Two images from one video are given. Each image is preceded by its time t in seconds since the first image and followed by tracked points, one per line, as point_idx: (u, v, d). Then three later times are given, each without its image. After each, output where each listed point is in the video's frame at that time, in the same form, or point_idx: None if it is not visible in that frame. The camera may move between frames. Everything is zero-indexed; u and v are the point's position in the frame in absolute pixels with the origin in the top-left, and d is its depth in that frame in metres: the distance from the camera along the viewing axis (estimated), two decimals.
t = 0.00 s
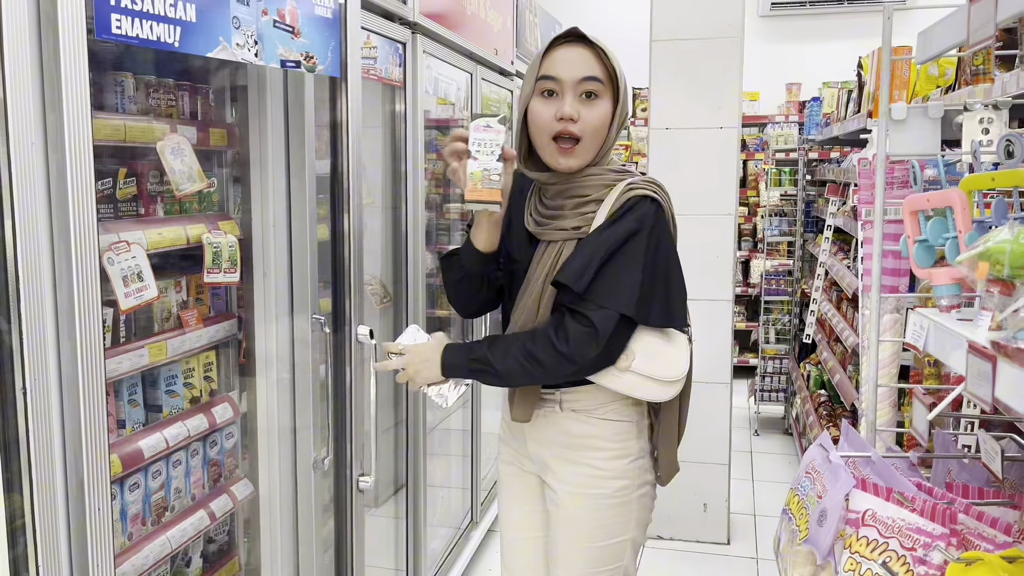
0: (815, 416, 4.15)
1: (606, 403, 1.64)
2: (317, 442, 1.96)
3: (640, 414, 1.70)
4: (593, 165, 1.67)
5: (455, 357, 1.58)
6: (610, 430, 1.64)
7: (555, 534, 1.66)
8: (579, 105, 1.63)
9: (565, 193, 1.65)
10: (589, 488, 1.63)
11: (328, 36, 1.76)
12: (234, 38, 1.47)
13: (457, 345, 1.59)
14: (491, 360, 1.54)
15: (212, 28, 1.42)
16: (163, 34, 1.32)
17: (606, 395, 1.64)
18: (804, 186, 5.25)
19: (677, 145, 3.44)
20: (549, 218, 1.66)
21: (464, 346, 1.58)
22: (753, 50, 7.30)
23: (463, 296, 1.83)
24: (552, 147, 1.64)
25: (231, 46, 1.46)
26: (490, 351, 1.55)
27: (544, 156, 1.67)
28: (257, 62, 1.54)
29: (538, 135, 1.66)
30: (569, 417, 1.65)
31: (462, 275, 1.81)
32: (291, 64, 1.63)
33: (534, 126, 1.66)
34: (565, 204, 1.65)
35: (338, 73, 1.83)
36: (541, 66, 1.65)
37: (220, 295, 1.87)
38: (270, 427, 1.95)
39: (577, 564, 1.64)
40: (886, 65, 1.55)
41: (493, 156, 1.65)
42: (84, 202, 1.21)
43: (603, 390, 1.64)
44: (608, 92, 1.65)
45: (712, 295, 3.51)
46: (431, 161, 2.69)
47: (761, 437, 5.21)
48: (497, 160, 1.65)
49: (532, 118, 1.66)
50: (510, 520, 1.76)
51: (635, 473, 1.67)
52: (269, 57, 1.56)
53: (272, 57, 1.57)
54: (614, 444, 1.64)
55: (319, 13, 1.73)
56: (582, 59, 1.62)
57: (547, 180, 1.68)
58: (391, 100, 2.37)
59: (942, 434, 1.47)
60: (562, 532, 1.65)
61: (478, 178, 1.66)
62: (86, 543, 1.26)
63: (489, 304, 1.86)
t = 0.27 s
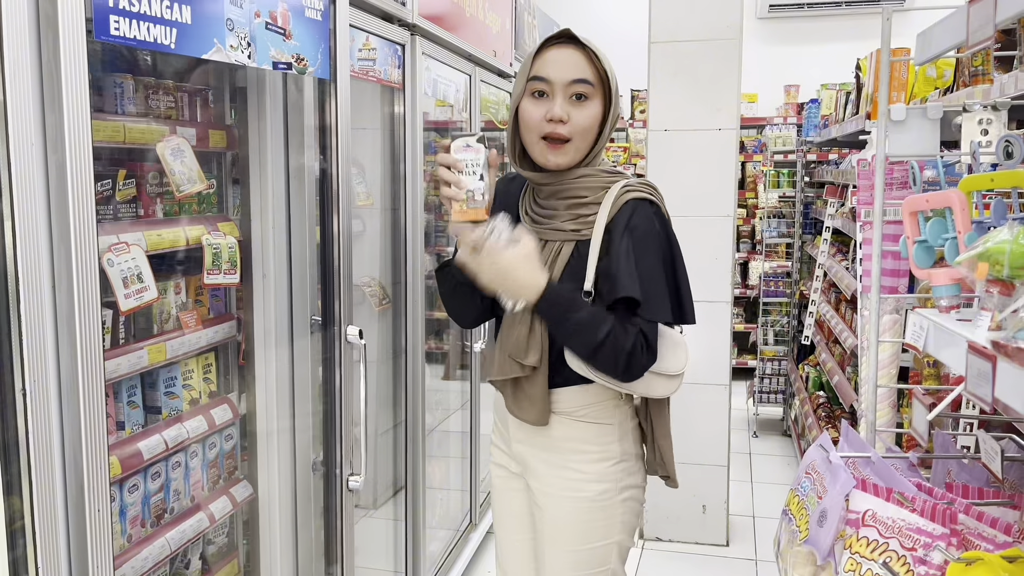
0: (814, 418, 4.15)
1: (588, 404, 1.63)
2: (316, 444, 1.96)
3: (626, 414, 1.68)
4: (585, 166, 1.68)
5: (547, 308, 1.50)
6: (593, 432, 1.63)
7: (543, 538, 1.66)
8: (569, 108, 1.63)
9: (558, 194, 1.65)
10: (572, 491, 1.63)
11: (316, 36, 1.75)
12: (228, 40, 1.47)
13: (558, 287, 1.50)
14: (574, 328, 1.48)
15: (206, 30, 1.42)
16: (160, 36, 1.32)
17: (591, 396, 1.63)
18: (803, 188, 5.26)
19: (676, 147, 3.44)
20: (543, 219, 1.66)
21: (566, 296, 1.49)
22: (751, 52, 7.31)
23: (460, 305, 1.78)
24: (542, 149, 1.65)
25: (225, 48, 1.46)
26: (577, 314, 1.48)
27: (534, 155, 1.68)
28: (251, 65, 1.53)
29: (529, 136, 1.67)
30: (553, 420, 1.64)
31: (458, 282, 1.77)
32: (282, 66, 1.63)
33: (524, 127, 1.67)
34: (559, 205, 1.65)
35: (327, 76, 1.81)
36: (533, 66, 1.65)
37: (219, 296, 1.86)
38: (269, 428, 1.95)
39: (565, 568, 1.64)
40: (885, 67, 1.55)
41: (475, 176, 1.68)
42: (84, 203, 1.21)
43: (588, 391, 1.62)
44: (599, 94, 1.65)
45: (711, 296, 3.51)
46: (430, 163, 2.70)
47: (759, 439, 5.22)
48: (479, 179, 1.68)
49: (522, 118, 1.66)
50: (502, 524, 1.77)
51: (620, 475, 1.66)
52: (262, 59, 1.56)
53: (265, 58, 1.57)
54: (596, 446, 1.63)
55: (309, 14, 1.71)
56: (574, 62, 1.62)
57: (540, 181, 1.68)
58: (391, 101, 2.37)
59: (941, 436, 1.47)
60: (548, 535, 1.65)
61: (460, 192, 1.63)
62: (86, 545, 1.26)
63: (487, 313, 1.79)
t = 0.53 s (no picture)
0: (813, 419, 4.15)
1: (587, 405, 1.64)
2: (316, 445, 1.96)
3: (623, 417, 1.68)
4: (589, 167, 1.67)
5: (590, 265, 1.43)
6: (591, 433, 1.63)
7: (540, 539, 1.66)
8: (574, 108, 1.63)
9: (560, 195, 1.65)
10: (570, 492, 1.62)
11: (318, 38, 1.73)
12: (229, 42, 1.47)
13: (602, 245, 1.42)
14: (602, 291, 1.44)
15: (207, 31, 1.42)
16: (161, 37, 1.32)
17: (590, 397, 1.63)
18: (802, 189, 5.26)
19: (675, 148, 3.45)
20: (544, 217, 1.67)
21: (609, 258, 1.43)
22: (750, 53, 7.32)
23: (461, 298, 1.75)
24: (546, 148, 1.65)
25: (226, 49, 1.46)
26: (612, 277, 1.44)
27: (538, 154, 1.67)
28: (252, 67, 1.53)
29: (532, 134, 1.67)
30: (551, 420, 1.64)
31: (461, 274, 1.74)
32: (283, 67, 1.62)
33: (528, 125, 1.66)
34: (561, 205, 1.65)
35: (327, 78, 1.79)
36: (538, 66, 1.66)
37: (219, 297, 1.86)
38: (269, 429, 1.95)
39: (563, 570, 1.64)
40: (885, 68, 1.56)
41: (495, 165, 1.52)
42: (85, 204, 1.21)
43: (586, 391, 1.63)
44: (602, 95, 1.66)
45: (711, 297, 3.52)
46: (429, 164, 2.70)
47: (758, 440, 5.22)
48: (496, 170, 1.52)
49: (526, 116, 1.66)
50: (499, 525, 1.76)
51: (617, 477, 1.66)
52: (263, 61, 1.56)
53: (265, 60, 1.57)
54: (594, 447, 1.63)
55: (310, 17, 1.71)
56: (578, 62, 1.63)
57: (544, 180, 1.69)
58: (391, 103, 2.37)
59: (941, 436, 1.48)
60: (546, 537, 1.65)
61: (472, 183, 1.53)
62: (87, 547, 1.26)
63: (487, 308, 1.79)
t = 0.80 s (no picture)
0: (812, 420, 4.16)
1: (584, 408, 1.63)
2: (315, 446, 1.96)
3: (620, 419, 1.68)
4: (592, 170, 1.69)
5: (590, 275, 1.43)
6: (588, 436, 1.63)
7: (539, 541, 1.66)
8: (574, 113, 1.64)
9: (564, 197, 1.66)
10: (568, 495, 1.62)
11: (325, 41, 1.75)
12: (234, 43, 1.47)
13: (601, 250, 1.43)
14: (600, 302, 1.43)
15: (211, 33, 1.42)
16: (164, 39, 1.32)
17: (588, 399, 1.63)
18: (801, 190, 5.27)
19: (675, 150, 3.45)
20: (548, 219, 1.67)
21: (611, 263, 1.43)
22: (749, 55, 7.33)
23: (465, 302, 1.75)
24: (546, 152, 1.66)
25: (231, 52, 1.46)
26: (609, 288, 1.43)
27: (539, 158, 1.69)
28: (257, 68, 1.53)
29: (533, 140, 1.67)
30: (550, 423, 1.64)
31: (464, 278, 1.74)
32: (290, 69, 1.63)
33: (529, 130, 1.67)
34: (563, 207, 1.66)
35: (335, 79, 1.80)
36: (538, 72, 1.66)
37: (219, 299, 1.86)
38: (269, 432, 1.95)
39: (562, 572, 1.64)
40: (884, 70, 1.56)
41: (494, 169, 1.54)
42: (85, 205, 1.21)
43: (586, 393, 1.63)
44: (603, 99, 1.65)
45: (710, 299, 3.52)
46: (429, 165, 2.70)
47: (758, 441, 5.22)
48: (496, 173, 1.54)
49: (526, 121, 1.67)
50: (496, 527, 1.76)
51: (614, 478, 1.66)
52: (268, 62, 1.56)
53: (271, 61, 1.57)
54: (592, 450, 1.63)
55: (317, 19, 1.72)
56: (577, 68, 1.62)
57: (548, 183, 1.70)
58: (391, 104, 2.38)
59: (942, 437, 1.49)
60: (544, 539, 1.65)
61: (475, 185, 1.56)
62: (86, 549, 1.26)
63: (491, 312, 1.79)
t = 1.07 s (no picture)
0: (812, 421, 4.16)
1: (584, 410, 1.63)
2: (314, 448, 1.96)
3: (620, 420, 1.68)
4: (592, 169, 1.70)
5: (559, 314, 1.49)
6: (588, 438, 1.63)
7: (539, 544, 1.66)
8: (573, 114, 1.64)
9: (565, 197, 1.66)
10: (568, 497, 1.62)
11: (337, 41, 1.73)
12: (239, 43, 1.47)
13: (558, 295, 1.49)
14: (581, 326, 1.47)
15: (217, 34, 1.42)
16: (167, 40, 1.32)
17: (588, 401, 1.64)
18: (800, 191, 5.27)
19: (674, 151, 3.45)
20: (550, 220, 1.67)
21: (579, 294, 1.48)
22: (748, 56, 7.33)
23: (447, 307, 1.79)
24: (546, 153, 1.66)
25: (237, 52, 1.46)
26: (584, 311, 1.47)
27: (539, 159, 1.68)
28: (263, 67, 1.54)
29: (533, 140, 1.68)
30: (551, 424, 1.63)
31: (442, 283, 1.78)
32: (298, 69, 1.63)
33: (529, 131, 1.67)
34: (565, 207, 1.66)
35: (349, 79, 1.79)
36: (538, 74, 1.67)
37: (217, 300, 1.86)
38: (268, 433, 1.95)
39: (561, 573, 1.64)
40: (882, 71, 1.56)
41: (464, 195, 1.57)
42: (84, 207, 1.21)
43: (586, 394, 1.63)
44: (602, 101, 1.66)
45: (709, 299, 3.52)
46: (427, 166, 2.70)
47: (757, 442, 5.22)
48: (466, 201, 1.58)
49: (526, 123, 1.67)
50: (495, 527, 1.76)
51: (614, 480, 1.66)
52: (275, 62, 1.56)
53: (278, 61, 1.57)
54: (591, 452, 1.63)
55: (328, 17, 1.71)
56: (577, 69, 1.63)
57: (547, 185, 1.69)
58: (389, 106, 2.38)
59: (941, 438, 1.50)
60: (544, 541, 1.65)
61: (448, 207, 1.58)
62: (84, 551, 1.26)
63: (475, 316, 1.83)
